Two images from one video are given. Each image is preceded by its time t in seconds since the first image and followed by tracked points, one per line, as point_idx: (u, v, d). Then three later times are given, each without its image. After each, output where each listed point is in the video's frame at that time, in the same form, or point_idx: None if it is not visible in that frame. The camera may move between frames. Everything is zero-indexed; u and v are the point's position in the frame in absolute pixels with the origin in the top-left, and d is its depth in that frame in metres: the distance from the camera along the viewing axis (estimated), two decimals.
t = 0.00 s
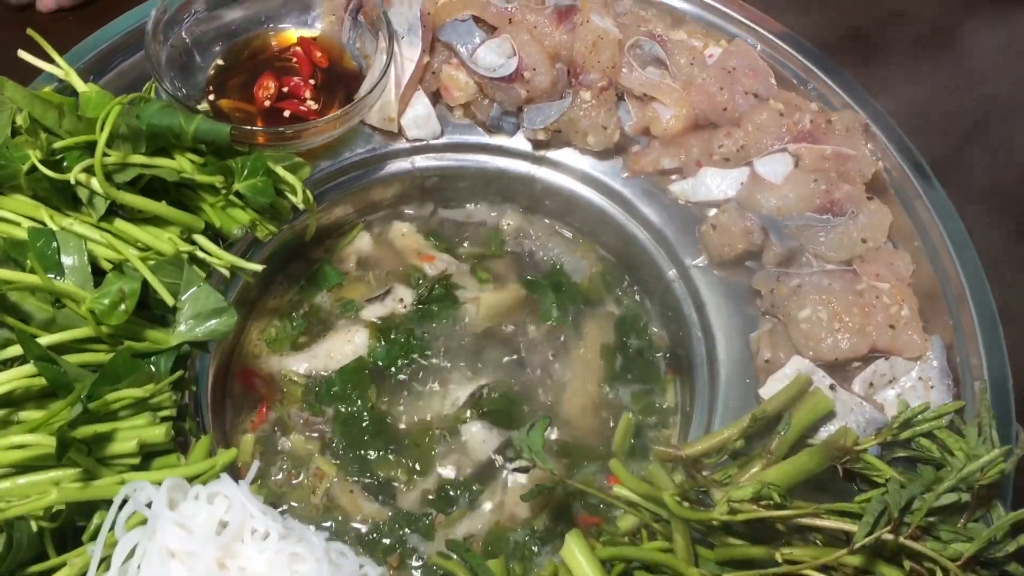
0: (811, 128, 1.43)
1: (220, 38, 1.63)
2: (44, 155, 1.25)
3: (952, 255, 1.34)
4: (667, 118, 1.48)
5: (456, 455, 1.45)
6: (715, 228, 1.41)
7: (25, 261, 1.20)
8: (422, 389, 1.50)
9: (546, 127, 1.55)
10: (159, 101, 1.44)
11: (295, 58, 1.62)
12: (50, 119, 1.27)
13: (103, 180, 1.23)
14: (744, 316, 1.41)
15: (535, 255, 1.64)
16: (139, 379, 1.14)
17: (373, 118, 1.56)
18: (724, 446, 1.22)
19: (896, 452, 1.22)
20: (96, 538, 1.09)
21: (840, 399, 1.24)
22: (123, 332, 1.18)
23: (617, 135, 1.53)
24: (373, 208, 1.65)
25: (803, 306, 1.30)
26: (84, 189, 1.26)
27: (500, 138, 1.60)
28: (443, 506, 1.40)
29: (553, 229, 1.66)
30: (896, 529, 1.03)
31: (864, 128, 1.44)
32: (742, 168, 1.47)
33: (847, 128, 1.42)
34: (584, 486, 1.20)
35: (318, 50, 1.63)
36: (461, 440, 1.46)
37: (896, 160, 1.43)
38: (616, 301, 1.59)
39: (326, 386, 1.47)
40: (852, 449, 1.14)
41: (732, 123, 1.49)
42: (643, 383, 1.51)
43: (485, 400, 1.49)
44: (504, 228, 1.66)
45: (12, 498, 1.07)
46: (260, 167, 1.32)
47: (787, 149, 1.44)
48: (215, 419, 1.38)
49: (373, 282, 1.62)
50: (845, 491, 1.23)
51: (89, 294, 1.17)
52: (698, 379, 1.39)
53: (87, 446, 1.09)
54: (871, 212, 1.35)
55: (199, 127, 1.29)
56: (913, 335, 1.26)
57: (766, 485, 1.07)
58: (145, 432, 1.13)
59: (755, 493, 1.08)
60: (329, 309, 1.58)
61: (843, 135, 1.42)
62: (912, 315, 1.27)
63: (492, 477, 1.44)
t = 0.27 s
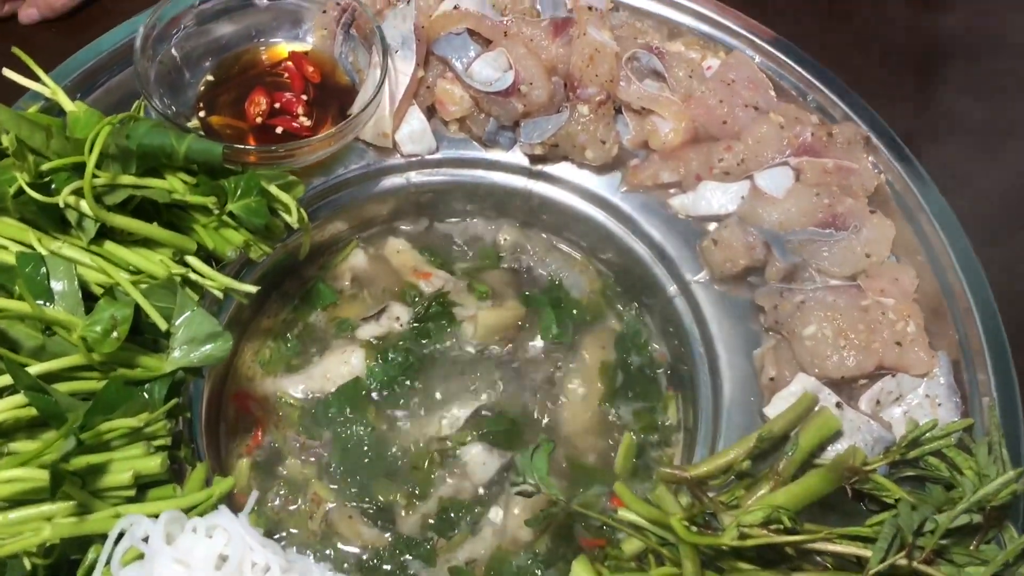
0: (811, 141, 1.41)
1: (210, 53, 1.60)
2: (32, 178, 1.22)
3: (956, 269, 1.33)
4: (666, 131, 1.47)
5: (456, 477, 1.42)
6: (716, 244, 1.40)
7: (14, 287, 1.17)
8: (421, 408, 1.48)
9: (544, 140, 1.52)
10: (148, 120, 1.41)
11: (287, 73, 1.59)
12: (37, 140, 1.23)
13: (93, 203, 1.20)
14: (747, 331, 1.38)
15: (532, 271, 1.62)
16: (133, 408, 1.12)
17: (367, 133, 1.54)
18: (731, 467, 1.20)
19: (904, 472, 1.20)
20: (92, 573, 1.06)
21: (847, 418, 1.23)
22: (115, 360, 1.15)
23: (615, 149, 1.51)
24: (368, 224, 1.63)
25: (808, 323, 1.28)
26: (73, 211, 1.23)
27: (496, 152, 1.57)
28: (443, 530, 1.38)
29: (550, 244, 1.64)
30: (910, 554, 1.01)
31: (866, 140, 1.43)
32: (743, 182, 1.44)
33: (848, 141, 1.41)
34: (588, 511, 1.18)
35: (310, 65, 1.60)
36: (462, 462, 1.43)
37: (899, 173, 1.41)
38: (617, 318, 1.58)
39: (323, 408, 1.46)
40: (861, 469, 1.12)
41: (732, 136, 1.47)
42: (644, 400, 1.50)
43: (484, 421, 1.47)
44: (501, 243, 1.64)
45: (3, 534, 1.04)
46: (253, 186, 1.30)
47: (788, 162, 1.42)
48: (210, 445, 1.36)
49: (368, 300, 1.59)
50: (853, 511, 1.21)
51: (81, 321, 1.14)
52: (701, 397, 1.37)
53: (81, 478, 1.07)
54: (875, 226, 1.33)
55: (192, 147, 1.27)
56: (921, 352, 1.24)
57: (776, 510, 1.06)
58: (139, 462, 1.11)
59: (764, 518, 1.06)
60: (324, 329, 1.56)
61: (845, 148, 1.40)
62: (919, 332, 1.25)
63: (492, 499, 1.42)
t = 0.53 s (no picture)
0: (820, 150, 1.40)
1: (204, 65, 1.56)
2: (26, 198, 1.19)
3: (969, 277, 1.31)
4: (671, 141, 1.44)
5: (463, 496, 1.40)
6: (725, 255, 1.38)
7: (8, 311, 1.14)
8: (426, 426, 1.45)
9: (548, 152, 1.50)
10: (143, 135, 1.38)
11: (283, 85, 1.56)
12: (30, 159, 1.21)
13: (90, 223, 1.17)
14: (757, 343, 1.36)
15: (535, 283, 1.60)
16: (134, 436, 1.09)
17: (367, 146, 1.51)
18: (747, 484, 1.18)
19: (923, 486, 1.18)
20: None
21: (863, 431, 1.21)
22: (113, 385, 1.12)
23: (620, 159, 1.49)
24: (368, 238, 1.60)
25: (821, 336, 1.26)
26: (68, 231, 1.20)
27: (498, 164, 1.55)
28: (452, 550, 1.36)
29: (554, 255, 1.62)
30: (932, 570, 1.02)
31: (874, 148, 1.41)
32: (751, 192, 1.42)
33: (857, 149, 1.39)
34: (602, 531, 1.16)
35: (306, 76, 1.57)
36: (469, 480, 1.40)
37: (908, 180, 1.40)
38: (623, 332, 1.55)
39: (326, 427, 1.43)
40: (878, 484, 1.11)
41: (740, 145, 1.44)
42: (653, 415, 1.47)
43: (492, 436, 1.44)
44: (504, 255, 1.61)
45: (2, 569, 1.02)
46: (253, 203, 1.27)
47: (797, 171, 1.40)
48: (212, 468, 1.33)
49: (370, 315, 1.57)
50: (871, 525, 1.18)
51: (80, 345, 1.11)
52: (712, 411, 1.35)
53: (82, 509, 1.05)
54: (886, 235, 1.32)
55: (189, 164, 1.24)
56: (935, 363, 1.22)
57: (797, 528, 1.03)
58: (142, 491, 1.08)
59: (785, 537, 1.03)
60: (325, 344, 1.54)
61: (855, 156, 1.39)
62: (933, 343, 1.24)
63: (501, 517, 1.40)
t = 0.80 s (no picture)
0: (835, 157, 1.38)
1: (203, 76, 1.53)
2: (26, 218, 1.16)
3: (990, 285, 1.29)
4: (683, 149, 1.42)
5: (476, 516, 1.37)
6: (739, 265, 1.36)
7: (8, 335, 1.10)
8: (437, 443, 1.42)
9: (556, 162, 1.46)
10: (144, 150, 1.34)
11: (286, 96, 1.52)
12: (29, 178, 1.17)
13: (91, 242, 1.13)
14: (772, 355, 1.34)
15: (544, 295, 1.57)
16: (143, 463, 1.07)
17: (373, 158, 1.48)
18: (768, 501, 1.16)
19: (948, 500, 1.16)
20: None
21: (885, 445, 1.19)
22: (119, 410, 1.09)
23: (631, 168, 1.46)
24: (373, 251, 1.57)
25: (840, 348, 1.24)
26: (69, 251, 1.17)
27: (507, 175, 1.52)
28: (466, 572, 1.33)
29: (562, 266, 1.59)
30: None
31: (889, 154, 1.39)
32: (765, 200, 1.41)
33: (873, 156, 1.37)
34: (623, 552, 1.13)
35: (309, 87, 1.53)
36: (482, 498, 1.37)
37: (924, 186, 1.37)
38: (633, 344, 1.52)
39: (331, 447, 1.39)
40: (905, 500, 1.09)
41: (752, 152, 1.41)
42: (668, 429, 1.43)
43: (504, 455, 1.41)
44: (511, 267, 1.59)
45: None
46: (259, 219, 1.23)
47: (811, 178, 1.38)
48: (221, 491, 1.32)
49: (376, 330, 1.53)
50: (894, 541, 1.16)
51: (82, 369, 1.08)
52: (729, 425, 1.32)
53: (90, 540, 1.02)
54: (904, 244, 1.30)
55: (194, 179, 1.21)
56: (958, 373, 1.21)
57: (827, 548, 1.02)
58: (150, 522, 1.06)
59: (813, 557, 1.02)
60: (329, 362, 1.49)
61: (870, 163, 1.36)
62: (955, 353, 1.23)
63: (515, 537, 1.37)
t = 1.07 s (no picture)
0: (844, 163, 1.35)
1: (196, 88, 1.49)
2: (15, 239, 1.12)
3: (1003, 289, 1.27)
4: (688, 157, 1.39)
5: (482, 537, 1.34)
6: (749, 274, 1.33)
7: None
8: (441, 461, 1.39)
9: (559, 171, 1.44)
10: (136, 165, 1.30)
11: (281, 108, 1.49)
12: (17, 197, 1.14)
13: (84, 263, 1.10)
14: (783, 366, 1.32)
15: (548, 306, 1.54)
16: (140, 492, 1.03)
17: (371, 170, 1.45)
18: (785, 517, 1.12)
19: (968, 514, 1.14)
20: None
21: (902, 458, 1.16)
22: (115, 436, 1.05)
23: (635, 177, 1.43)
24: (371, 265, 1.53)
25: (855, 358, 1.21)
26: (61, 272, 1.13)
27: (509, 186, 1.49)
28: None
29: (566, 277, 1.55)
30: None
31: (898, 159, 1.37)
32: (772, 208, 1.38)
33: (882, 162, 1.35)
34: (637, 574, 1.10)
35: (304, 98, 1.50)
36: (487, 518, 1.35)
37: (934, 192, 1.35)
38: (639, 356, 1.49)
39: (332, 467, 1.36)
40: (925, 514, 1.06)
41: (759, 160, 1.40)
42: (678, 445, 1.41)
43: (508, 474, 1.38)
44: (513, 278, 1.55)
45: None
46: (257, 235, 1.20)
47: (821, 186, 1.35)
48: (220, 518, 1.27)
49: (377, 346, 1.50)
50: (913, 557, 1.14)
51: (75, 395, 1.05)
52: (741, 439, 1.29)
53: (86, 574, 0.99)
54: (916, 251, 1.27)
55: (189, 196, 1.18)
56: (975, 384, 1.19)
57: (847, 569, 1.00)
58: (149, 554, 1.02)
59: None
60: (327, 379, 1.46)
61: (880, 169, 1.34)
62: (971, 363, 1.20)
63: (523, 558, 1.33)
